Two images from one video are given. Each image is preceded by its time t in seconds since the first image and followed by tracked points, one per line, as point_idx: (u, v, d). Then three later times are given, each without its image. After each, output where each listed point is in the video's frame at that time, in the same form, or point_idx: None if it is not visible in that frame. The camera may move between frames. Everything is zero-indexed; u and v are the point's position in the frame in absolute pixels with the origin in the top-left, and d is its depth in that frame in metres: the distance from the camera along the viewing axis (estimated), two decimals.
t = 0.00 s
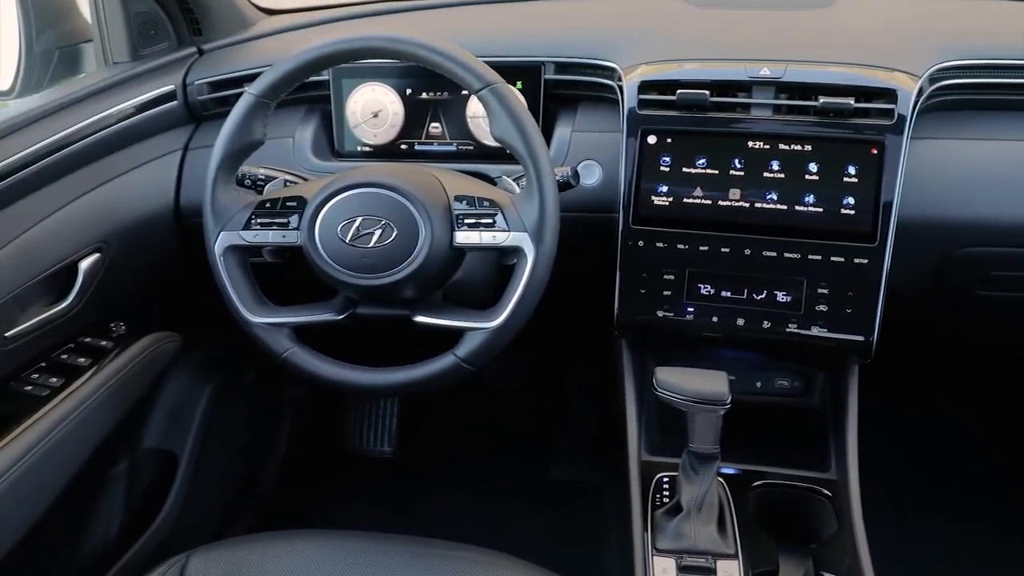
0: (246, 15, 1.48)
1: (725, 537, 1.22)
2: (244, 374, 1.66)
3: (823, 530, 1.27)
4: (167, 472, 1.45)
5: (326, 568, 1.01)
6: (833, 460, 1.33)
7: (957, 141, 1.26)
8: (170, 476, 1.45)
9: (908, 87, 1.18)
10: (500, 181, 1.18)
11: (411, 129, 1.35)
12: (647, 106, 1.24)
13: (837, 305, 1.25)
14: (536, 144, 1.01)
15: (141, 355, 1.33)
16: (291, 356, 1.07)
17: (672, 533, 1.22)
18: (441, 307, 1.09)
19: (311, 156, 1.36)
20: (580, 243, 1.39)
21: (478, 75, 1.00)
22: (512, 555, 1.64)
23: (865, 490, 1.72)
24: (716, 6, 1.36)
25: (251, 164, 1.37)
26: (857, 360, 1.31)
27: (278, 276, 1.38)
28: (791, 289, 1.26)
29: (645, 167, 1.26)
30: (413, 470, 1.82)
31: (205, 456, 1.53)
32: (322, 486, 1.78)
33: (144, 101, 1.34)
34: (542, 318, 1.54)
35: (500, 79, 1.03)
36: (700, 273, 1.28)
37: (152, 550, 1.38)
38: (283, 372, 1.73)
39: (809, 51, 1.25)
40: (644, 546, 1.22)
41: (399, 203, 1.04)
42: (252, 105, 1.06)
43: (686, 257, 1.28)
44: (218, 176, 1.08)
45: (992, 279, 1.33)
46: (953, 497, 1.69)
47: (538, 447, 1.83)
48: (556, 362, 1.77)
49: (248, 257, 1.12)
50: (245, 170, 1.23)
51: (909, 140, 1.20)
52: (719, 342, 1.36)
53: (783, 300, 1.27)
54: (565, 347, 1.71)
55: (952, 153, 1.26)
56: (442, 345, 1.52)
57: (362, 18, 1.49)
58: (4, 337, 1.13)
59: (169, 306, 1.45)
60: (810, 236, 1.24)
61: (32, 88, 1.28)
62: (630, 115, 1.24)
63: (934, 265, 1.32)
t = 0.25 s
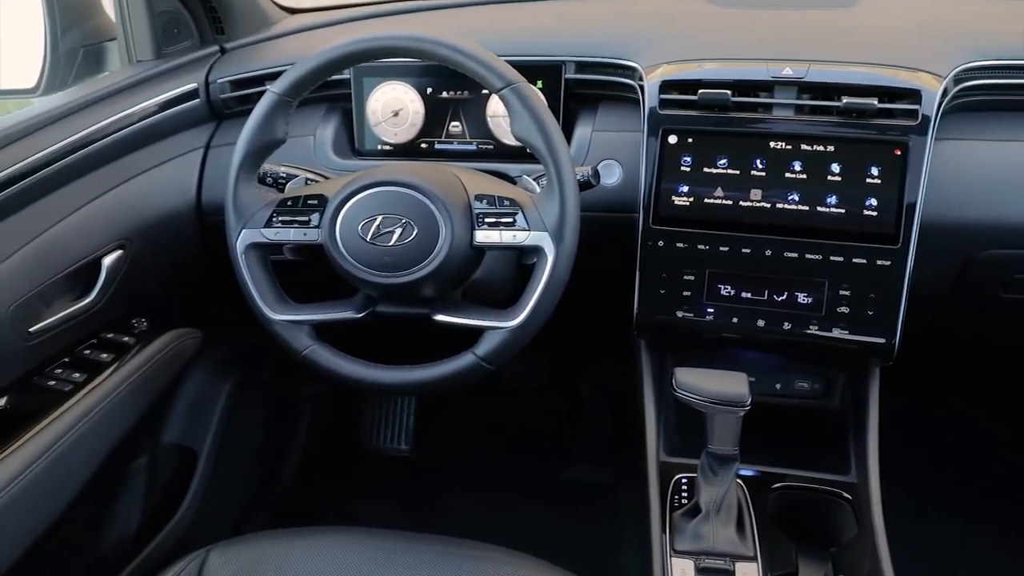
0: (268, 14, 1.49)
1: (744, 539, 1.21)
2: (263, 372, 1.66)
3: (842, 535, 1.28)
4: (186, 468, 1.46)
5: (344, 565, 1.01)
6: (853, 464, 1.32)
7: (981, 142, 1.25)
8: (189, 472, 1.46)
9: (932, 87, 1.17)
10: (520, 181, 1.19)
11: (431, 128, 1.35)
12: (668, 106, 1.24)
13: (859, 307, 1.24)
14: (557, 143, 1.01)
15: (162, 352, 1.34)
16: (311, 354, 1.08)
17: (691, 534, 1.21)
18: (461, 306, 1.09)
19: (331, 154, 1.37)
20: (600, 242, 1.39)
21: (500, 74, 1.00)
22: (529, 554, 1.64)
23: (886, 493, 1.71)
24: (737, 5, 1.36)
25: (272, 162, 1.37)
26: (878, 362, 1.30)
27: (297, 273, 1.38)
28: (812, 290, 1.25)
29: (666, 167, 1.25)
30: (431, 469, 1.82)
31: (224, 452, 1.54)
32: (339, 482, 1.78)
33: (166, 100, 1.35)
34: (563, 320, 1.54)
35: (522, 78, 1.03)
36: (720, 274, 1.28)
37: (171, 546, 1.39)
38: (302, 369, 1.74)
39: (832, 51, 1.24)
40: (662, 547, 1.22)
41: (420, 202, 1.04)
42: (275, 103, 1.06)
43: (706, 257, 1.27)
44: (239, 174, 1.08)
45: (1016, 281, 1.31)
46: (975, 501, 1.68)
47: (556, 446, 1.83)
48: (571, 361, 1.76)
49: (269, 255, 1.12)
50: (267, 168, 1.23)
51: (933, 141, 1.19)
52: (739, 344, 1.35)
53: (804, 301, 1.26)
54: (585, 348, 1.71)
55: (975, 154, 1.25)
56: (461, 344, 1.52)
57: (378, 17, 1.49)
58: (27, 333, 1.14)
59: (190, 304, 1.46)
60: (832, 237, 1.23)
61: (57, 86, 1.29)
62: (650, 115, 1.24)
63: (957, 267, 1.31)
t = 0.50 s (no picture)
0: (287, 13, 1.50)
1: (761, 541, 1.21)
2: (280, 369, 1.67)
3: (862, 538, 1.26)
4: (204, 464, 1.46)
5: (361, 562, 1.02)
6: (872, 467, 1.31)
7: (1004, 143, 1.24)
8: (207, 467, 1.46)
9: (954, 88, 1.16)
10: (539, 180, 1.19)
11: (449, 127, 1.35)
12: (687, 105, 1.23)
13: (878, 309, 1.24)
14: (576, 143, 1.01)
15: (182, 348, 1.36)
16: (329, 351, 1.08)
17: (708, 535, 1.21)
18: (478, 305, 1.09)
19: (350, 153, 1.37)
20: (617, 242, 1.39)
21: (520, 74, 1.00)
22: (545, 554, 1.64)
23: (904, 497, 1.69)
24: (757, 5, 1.35)
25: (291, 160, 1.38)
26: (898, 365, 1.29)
27: (315, 270, 1.38)
28: (831, 292, 1.25)
29: (685, 166, 1.25)
30: (447, 468, 1.82)
31: (242, 448, 1.55)
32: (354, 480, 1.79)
33: (187, 99, 1.35)
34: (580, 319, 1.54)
35: (541, 77, 1.03)
36: (738, 274, 1.27)
37: (189, 542, 1.39)
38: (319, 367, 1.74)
39: (854, 51, 1.23)
40: (679, 547, 1.22)
41: (439, 201, 1.04)
42: (295, 102, 1.06)
43: (724, 258, 1.27)
44: (260, 173, 1.09)
45: None
46: (995, 506, 1.66)
47: (572, 446, 1.83)
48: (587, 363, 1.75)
49: (288, 253, 1.13)
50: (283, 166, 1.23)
51: (955, 142, 1.18)
52: (757, 345, 1.34)
53: (823, 303, 1.25)
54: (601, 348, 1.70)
55: (998, 155, 1.24)
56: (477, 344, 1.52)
57: (398, 16, 1.49)
58: (50, 328, 1.14)
59: (209, 301, 1.47)
60: (852, 238, 1.22)
61: (79, 85, 1.30)
62: (669, 115, 1.24)
63: (979, 269, 1.30)
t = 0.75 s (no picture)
0: (304, 12, 1.50)
1: (776, 543, 1.21)
2: (295, 367, 1.68)
3: (877, 541, 1.26)
4: (219, 461, 1.47)
5: (375, 560, 1.02)
6: (888, 469, 1.30)
7: None
8: (222, 464, 1.47)
9: (974, 88, 1.15)
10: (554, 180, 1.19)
11: (465, 126, 1.35)
12: (704, 105, 1.23)
13: (896, 311, 1.23)
14: (592, 142, 1.01)
15: (197, 346, 1.37)
16: (344, 349, 1.08)
17: (722, 537, 1.20)
18: (494, 304, 1.09)
19: (366, 152, 1.38)
20: (633, 242, 1.38)
21: (537, 73, 1.00)
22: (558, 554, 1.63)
23: (921, 499, 1.68)
24: (775, 5, 1.34)
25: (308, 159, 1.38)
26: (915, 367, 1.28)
27: (330, 268, 1.38)
28: (849, 293, 1.24)
29: (701, 167, 1.25)
30: (460, 467, 1.82)
31: (256, 446, 1.55)
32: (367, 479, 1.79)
33: (204, 98, 1.36)
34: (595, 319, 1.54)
35: (558, 77, 1.03)
36: (754, 275, 1.27)
37: (204, 539, 1.40)
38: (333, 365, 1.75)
39: (872, 50, 1.23)
40: (693, 549, 1.21)
41: (455, 201, 1.04)
42: (312, 101, 1.07)
43: (740, 259, 1.26)
44: (276, 171, 1.09)
45: None
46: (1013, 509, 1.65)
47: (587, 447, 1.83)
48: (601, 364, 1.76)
49: (304, 251, 1.13)
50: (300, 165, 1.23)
51: (975, 143, 1.18)
52: (772, 346, 1.34)
53: (840, 304, 1.25)
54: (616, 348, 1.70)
55: (1018, 155, 1.23)
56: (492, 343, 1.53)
57: (414, 15, 1.49)
58: (67, 325, 1.15)
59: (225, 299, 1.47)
60: (870, 240, 1.21)
61: (97, 82, 1.31)
62: (686, 114, 1.23)
63: (998, 271, 1.29)
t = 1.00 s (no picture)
0: (316, 12, 1.50)
1: (786, 544, 1.20)
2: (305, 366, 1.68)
3: (887, 544, 1.25)
4: (229, 460, 1.48)
5: (385, 559, 1.02)
6: (899, 472, 1.30)
7: None
8: (232, 462, 1.47)
9: (988, 90, 1.15)
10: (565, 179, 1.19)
11: (476, 126, 1.35)
12: (716, 106, 1.22)
13: (908, 312, 1.22)
14: (604, 142, 1.01)
15: (209, 343, 1.35)
16: (355, 348, 1.08)
17: (732, 538, 1.20)
18: (505, 304, 1.09)
19: (378, 151, 1.38)
20: (644, 243, 1.38)
21: (548, 73, 1.00)
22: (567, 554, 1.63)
23: (934, 502, 1.67)
24: (788, 5, 1.34)
25: (320, 159, 1.38)
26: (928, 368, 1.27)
27: (341, 267, 1.38)
28: (861, 295, 1.24)
29: (712, 167, 1.24)
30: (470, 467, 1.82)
31: (267, 444, 1.56)
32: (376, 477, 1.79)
33: (216, 97, 1.36)
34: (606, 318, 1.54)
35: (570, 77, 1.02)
36: (766, 276, 1.26)
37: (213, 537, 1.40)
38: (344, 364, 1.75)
39: (885, 50, 1.22)
40: (703, 549, 1.21)
41: (466, 200, 1.04)
42: (324, 100, 1.07)
43: (752, 259, 1.26)
44: (288, 170, 1.09)
45: None
46: None
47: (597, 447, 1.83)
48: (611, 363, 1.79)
49: (315, 250, 1.13)
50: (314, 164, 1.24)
51: (989, 144, 1.17)
52: (783, 347, 1.33)
53: (852, 305, 1.24)
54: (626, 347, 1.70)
55: None
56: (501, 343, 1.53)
57: (426, 15, 1.49)
58: (81, 322, 1.16)
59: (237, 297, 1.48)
60: (882, 241, 1.21)
61: (110, 81, 1.32)
62: (698, 115, 1.23)
63: (1012, 273, 1.28)
